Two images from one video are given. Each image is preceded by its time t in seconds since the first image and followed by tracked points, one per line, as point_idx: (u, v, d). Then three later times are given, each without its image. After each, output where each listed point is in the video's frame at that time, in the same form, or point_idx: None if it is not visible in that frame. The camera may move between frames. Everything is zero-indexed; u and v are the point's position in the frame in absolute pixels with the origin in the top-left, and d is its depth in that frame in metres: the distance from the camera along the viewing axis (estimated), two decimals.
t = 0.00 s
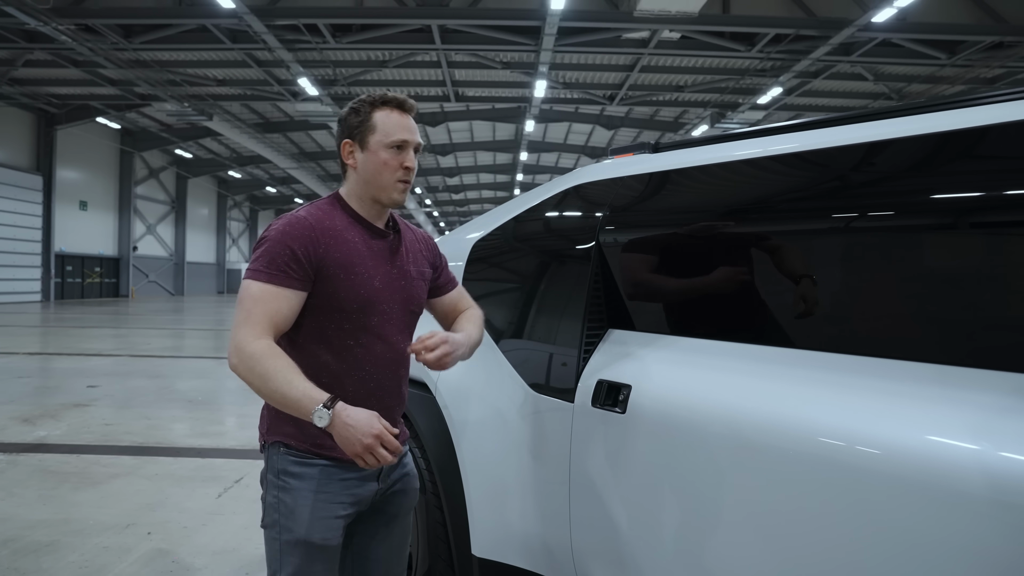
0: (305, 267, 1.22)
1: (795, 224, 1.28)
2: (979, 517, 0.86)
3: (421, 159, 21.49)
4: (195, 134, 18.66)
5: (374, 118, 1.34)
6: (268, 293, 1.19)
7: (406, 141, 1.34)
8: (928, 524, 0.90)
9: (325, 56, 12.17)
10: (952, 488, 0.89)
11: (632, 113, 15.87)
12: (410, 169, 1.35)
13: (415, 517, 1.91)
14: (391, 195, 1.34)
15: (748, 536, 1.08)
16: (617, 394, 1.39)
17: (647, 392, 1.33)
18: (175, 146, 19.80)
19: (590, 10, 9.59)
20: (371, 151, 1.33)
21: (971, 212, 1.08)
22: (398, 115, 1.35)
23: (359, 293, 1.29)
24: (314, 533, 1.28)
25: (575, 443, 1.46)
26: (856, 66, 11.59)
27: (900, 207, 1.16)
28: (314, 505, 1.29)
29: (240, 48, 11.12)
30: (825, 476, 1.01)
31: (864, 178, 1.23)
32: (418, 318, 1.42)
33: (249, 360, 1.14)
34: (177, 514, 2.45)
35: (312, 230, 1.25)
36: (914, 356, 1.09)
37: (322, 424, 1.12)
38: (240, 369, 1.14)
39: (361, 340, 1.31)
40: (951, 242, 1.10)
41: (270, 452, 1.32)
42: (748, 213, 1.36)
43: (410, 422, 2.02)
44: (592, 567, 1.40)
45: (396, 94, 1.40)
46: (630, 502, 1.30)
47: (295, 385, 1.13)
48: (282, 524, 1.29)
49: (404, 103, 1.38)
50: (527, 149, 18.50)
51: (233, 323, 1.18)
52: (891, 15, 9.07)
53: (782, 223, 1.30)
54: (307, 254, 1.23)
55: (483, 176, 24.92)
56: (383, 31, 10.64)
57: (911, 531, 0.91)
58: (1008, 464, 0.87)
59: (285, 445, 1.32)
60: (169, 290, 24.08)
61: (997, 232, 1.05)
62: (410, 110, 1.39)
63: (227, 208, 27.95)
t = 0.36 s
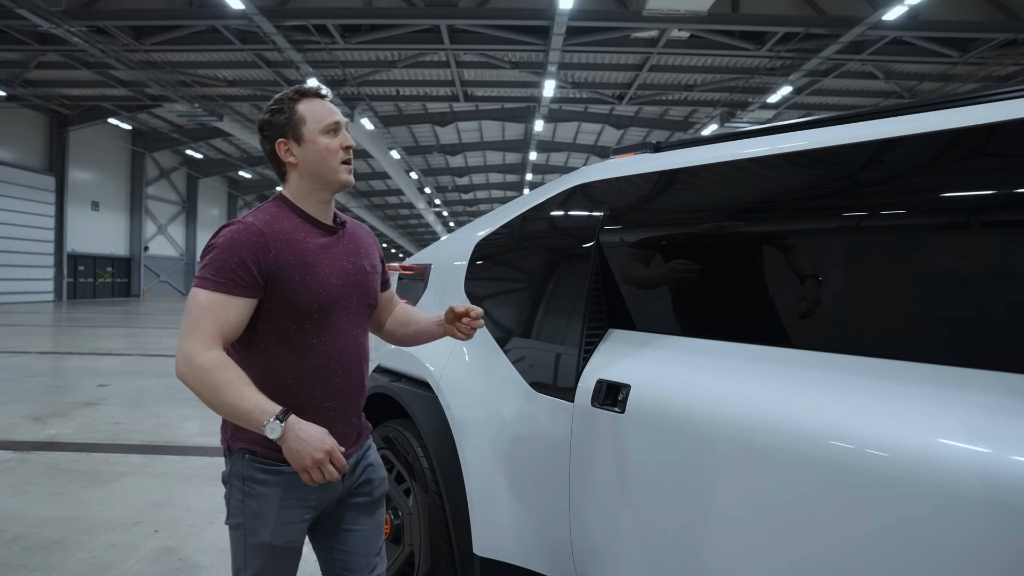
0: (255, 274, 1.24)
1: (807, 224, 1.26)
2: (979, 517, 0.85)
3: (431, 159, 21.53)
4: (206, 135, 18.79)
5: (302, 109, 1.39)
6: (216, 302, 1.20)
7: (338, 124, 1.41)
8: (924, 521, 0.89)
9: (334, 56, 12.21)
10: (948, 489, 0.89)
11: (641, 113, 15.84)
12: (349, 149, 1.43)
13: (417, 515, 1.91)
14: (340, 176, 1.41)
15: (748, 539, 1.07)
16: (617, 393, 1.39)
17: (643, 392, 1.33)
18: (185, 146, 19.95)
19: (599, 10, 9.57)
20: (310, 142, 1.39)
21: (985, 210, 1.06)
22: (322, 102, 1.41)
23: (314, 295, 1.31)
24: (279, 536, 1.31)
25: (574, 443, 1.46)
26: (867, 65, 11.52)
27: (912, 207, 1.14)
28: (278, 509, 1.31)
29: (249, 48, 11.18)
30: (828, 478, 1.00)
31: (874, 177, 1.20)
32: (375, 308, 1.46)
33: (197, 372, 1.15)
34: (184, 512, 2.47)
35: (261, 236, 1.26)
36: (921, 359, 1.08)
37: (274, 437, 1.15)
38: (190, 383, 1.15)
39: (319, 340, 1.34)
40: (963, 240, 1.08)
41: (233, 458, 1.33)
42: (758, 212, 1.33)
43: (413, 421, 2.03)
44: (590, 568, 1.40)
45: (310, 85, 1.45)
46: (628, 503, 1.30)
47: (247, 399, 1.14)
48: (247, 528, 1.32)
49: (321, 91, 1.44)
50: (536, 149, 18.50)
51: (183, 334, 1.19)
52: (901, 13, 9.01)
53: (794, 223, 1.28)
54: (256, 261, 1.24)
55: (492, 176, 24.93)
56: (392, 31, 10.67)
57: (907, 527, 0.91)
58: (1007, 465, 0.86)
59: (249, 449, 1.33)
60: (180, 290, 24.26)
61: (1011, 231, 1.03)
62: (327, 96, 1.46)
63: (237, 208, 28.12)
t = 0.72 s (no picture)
0: (259, 262, 1.26)
1: (815, 226, 1.24)
2: (977, 520, 0.84)
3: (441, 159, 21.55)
4: (217, 135, 18.92)
5: (300, 107, 1.43)
6: (221, 289, 1.23)
7: (334, 120, 1.46)
8: (921, 522, 0.88)
9: (344, 57, 12.25)
10: (947, 493, 0.87)
11: (651, 113, 15.79)
12: (346, 141, 1.48)
13: (421, 516, 1.91)
14: (340, 167, 1.46)
15: (748, 542, 1.06)
16: (617, 395, 1.38)
17: (645, 394, 1.31)
18: (197, 147, 20.09)
19: (608, 10, 9.54)
20: (311, 136, 1.43)
21: (998, 211, 1.04)
22: (318, 99, 1.46)
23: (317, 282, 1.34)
24: (291, 526, 1.33)
25: (575, 442, 1.45)
26: (878, 63, 11.42)
27: (924, 207, 1.11)
28: (291, 499, 1.33)
29: (260, 49, 11.26)
30: (829, 482, 0.99)
31: (885, 178, 1.18)
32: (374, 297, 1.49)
33: (203, 354, 1.17)
34: (191, 511, 2.49)
35: (266, 226, 1.29)
36: (927, 361, 1.06)
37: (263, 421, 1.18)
38: (194, 366, 1.18)
39: (324, 325, 1.36)
40: (974, 241, 1.06)
41: (243, 449, 1.35)
42: (768, 213, 1.31)
43: (417, 422, 2.03)
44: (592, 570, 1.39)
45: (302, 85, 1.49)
46: (628, 505, 1.29)
47: (241, 385, 1.18)
48: (256, 518, 1.33)
49: (315, 91, 1.49)
50: (546, 149, 18.49)
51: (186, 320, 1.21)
52: (913, 11, 8.93)
53: (802, 224, 1.26)
54: (262, 252, 1.27)
55: (502, 176, 24.93)
56: (402, 32, 10.70)
57: (906, 530, 0.89)
58: (1006, 470, 0.85)
59: (259, 441, 1.35)
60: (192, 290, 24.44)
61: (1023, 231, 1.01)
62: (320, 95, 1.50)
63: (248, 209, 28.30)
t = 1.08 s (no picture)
0: (312, 273, 1.32)
1: (828, 227, 1.22)
2: (978, 525, 0.83)
3: (454, 159, 21.58)
4: (232, 137, 19.09)
5: (340, 129, 1.48)
6: (279, 300, 1.30)
7: (374, 138, 1.48)
8: (924, 528, 0.88)
9: (356, 58, 12.29)
10: (949, 498, 0.87)
11: (664, 113, 15.72)
12: (386, 158, 1.49)
13: (427, 517, 1.91)
14: (379, 182, 1.46)
15: (748, 547, 1.06)
16: (622, 398, 1.37)
17: (651, 399, 1.30)
18: (211, 148, 20.28)
19: (620, 10, 9.50)
20: (349, 154, 1.46)
21: (1014, 213, 1.02)
22: (358, 119, 1.49)
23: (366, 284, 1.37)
24: (348, 508, 1.35)
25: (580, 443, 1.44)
26: (894, 62, 11.29)
27: (939, 209, 1.09)
28: (350, 482, 1.36)
29: (273, 51, 11.34)
30: (834, 489, 0.97)
31: (899, 178, 1.16)
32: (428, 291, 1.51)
33: (267, 358, 1.25)
34: (203, 511, 2.51)
35: (313, 238, 1.34)
36: (936, 366, 1.04)
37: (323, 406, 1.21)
38: (261, 369, 1.26)
39: (376, 322, 1.39)
40: (989, 244, 1.03)
41: (306, 437, 1.39)
42: (781, 215, 1.29)
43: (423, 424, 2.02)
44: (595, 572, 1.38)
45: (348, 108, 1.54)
46: (629, 508, 1.28)
47: (302, 376, 1.23)
48: (316, 501, 1.36)
49: (357, 112, 1.53)
50: (559, 150, 18.46)
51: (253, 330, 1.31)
52: (928, 9, 8.81)
53: (815, 226, 1.24)
54: (310, 262, 1.32)
55: (514, 176, 24.91)
56: (413, 33, 10.74)
57: (909, 535, 0.89)
58: (1007, 473, 0.84)
59: (321, 428, 1.39)
60: (206, 290, 24.68)
61: None
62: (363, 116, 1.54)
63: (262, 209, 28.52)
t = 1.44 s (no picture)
0: (308, 285, 1.34)
1: (843, 231, 1.20)
2: (970, 533, 0.82)
3: (466, 159, 21.60)
4: (244, 138, 19.22)
5: (345, 139, 1.45)
6: (279, 311, 1.35)
7: (373, 152, 1.43)
8: (923, 535, 0.86)
9: (367, 59, 12.31)
10: (947, 506, 0.85)
11: (676, 112, 15.63)
12: (385, 173, 1.42)
13: (432, 520, 1.91)
14: (378, 200, 1.42)
15: (746, 554, 1.04)
16: (622, 401, 1.35)
17: (653, 402, 1.27)
18: (224, 149, 20.43)
19: (632, 10, 9.47)
20: (350, 170, 1.44)
21: None
22: (363, 130, 1.45)
23: (364, 301, 1.37)
24: (356, 503, 1.34)
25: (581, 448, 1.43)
26: (908, 60, 11.16)
27: (956, 214, 1.08)
28: (355, 477, 1.35)
29: (285, 52, 11.41)
30: (836, 497, 0.95)
31: (912, 180, 1.14)
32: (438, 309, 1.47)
33: (266, 365, 1.31)
34: (211, 511, 2.52)
35: (313, 253, 1.36)
36: (945, 373, 1.02)
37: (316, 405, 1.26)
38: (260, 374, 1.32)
39: (374, 340, 1.39)
40: (1005, 248, 1.01)
41: (311, 436, 1.39)
42: (796, 218, 1.27)
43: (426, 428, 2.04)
44: None
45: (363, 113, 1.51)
46: (628, 514, 1.27)
47: (292, 380, 1.28)
48: (324, 497, 1.35)
49: (368, 118, 1.48)
50: (570, 149, 18.42)
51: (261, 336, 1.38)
52: (943, 7, 8.70)
53: (829, 228, 1.22)
54: (308, 276, 1.34)
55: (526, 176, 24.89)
56: (424, 34, 10.76)
57: (907, 543, 0.87)
58: (1009, 483, 0.83)
59: (325, 427, 1.38)
60: (220, 290, 24.88)
61: None
62: (376, 123, 1.49)
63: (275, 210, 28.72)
